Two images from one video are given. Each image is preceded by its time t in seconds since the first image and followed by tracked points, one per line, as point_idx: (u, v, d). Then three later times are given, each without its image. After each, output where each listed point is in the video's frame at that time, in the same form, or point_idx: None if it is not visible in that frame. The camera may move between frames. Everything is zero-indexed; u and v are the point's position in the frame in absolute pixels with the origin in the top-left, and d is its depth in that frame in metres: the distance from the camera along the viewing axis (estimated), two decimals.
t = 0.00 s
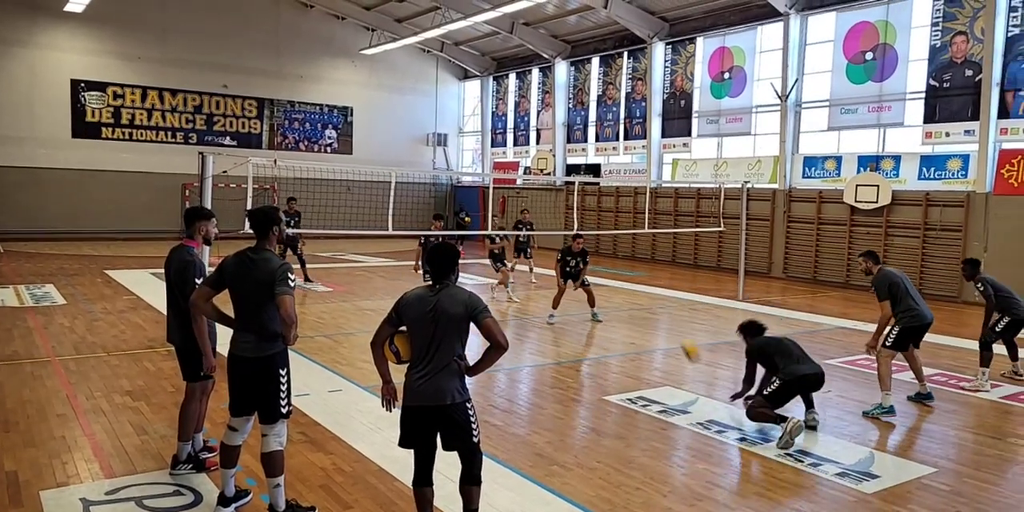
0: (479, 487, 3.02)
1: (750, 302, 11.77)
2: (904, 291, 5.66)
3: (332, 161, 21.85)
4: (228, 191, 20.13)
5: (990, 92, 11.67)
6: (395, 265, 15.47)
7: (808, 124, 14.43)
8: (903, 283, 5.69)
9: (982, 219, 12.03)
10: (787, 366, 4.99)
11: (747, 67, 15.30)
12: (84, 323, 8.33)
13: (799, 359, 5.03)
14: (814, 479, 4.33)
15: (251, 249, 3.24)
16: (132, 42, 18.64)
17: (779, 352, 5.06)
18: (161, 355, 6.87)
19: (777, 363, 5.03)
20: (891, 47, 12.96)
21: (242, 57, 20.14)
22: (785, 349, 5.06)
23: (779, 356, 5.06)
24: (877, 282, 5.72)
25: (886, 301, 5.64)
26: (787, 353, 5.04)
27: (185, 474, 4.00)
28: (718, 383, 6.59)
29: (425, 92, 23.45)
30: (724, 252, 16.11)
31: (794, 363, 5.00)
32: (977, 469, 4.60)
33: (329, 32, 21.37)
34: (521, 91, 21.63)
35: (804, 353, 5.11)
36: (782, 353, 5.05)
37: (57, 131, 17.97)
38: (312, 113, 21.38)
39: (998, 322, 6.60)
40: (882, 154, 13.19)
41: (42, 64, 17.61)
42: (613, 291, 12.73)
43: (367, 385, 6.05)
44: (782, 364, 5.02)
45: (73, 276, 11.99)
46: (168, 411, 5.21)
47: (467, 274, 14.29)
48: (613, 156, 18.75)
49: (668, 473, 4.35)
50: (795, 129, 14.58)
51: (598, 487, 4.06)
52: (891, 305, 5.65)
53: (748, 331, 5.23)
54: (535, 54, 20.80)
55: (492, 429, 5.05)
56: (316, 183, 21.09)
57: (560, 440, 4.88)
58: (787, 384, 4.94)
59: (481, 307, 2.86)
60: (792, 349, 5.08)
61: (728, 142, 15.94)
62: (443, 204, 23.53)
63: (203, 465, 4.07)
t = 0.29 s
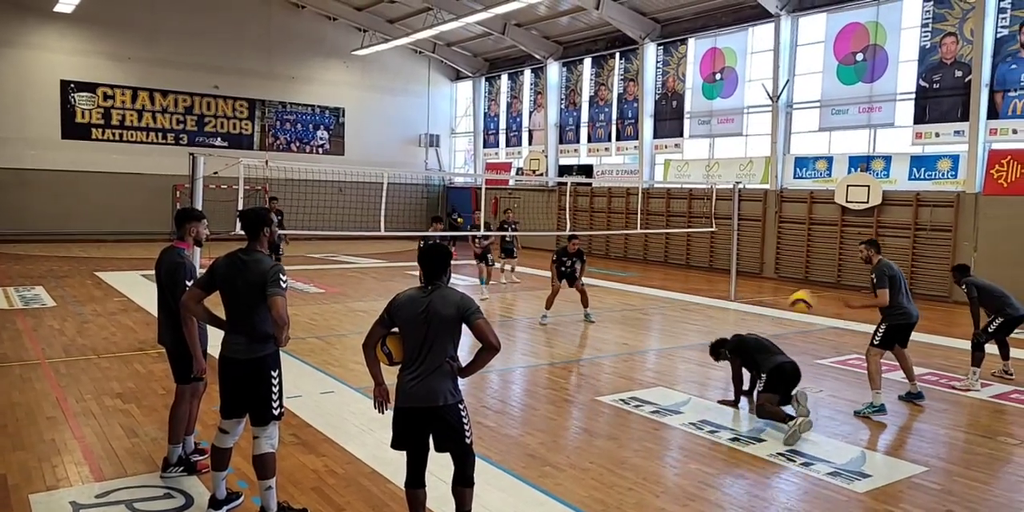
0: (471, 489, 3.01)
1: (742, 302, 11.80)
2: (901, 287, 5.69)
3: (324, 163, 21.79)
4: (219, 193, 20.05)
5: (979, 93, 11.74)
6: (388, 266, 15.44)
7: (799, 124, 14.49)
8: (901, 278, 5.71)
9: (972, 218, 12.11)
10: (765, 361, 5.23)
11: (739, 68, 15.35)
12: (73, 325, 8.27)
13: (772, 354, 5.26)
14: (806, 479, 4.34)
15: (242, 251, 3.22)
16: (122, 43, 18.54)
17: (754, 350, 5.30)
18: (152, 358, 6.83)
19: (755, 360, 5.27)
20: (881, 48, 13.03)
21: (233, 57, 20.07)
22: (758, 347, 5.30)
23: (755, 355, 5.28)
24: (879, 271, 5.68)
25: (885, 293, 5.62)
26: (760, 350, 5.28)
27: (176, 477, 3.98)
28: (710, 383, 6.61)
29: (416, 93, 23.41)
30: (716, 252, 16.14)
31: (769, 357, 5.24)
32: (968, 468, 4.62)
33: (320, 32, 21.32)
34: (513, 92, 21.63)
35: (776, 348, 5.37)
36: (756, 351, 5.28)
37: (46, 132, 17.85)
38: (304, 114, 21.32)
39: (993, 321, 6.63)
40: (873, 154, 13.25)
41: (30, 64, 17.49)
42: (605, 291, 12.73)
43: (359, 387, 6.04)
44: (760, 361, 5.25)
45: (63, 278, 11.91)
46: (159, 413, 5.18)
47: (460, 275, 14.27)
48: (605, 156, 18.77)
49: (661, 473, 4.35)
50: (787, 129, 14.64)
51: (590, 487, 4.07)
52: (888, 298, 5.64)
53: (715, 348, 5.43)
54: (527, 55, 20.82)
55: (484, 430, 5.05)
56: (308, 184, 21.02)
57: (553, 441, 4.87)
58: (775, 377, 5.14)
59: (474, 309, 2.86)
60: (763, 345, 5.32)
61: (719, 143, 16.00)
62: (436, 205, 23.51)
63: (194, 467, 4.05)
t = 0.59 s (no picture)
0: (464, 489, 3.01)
1: (735, 303, 11.84)
2: (899, 289, 5.69)
3: (318, 163, 21.75)
4: (212, 193, 20.00)
5: (971, 94, 11.79)
6: (382, 267, 15.42)
7: (793, 126, 14.54)
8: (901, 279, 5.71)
9: (964, 219, 12.15)
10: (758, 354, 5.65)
11: (733, 69, 15.38)
12: (65, 326, 8.22)
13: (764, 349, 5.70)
14: (799, 479, 4.35)
15: (234, 251, 3.20)
16: (114, 43, 18.47)
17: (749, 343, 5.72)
18: (144, 359, 6.80)
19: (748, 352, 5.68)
20: (874, 49, 13.09)
21: (227, 57, 20.02)
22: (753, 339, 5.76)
23: (748, 347, 5.74)
24: (879, 269, 5.69)
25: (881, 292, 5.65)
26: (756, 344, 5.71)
27: (168, 478, 3.97)
28: (703, 383, 6.62)
29: (411, 94, 23.39)
30: (710, 252, 16.17)
31: (762, 352, 5.67)
32: (959, 469, 4.65)
33: (314, 33, 21.28)
34: (507, 93, 21.63)
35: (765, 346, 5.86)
36: (751, 344, 5.70)
37: (38, 132, 17.76)
38: (298, 114, 21.27)
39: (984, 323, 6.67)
40: (866, 156, 13.32)
41: (22, 64, 17.39)
42: (599, 292, 12.75)
43: (352, 388, 6.03)
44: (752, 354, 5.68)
45: (55, 279, 11.85)
46: (151, 414, 5.16)
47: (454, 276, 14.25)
48: (599, 157, 18.79)
49: (654, 474, 4.36)
50: (780, 130, 14.69)
51: (584, 488, 4.07)
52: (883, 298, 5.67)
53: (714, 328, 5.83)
54: (522, 56, 20.85)
55: (478, 431, 5.04)
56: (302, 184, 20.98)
57: (547, 441, 4.88)
58: (763, 372, 5.59)
59: (467, 309, 2.86)
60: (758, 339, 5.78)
61: (713, 144, 16.04)
62: (430, 205, 23.49)
63: (187, 469, 4.04)
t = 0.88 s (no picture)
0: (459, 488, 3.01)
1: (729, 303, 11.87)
2: (907, 286, 5.78)
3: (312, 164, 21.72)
4: (206, 194, 19.95)
5: (965, 95, 11.85)
6: (377, 268, 15.41)
7: (788, 126, 14.58)
8: (910, 277, 5.81)
9: (957, 219, 12.20)
10: (752, 348, 5.81)
11: (727, 70, 15.43)
12: (59, 328, 8.19)
13: (758, 342, 5.85)
14: (793, 479, 4.37)
15: (232, 252, 3.21)
16: (108, 43, 18.41)
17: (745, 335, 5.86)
18: (138, 360, 6.78)
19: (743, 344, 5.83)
20: (868, 51, 13.15)
21: (222, 58, 19.99)
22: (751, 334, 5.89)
23: (744, 341, 5.88)
24: (885, 266, 5.85)
25: (884, 288, 5.79)
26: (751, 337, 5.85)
27: (161, 479, 3.95)
28: (697, 384, 6.64)
29: (405, 95, 23.38)
30: (705, 252, 16.20)
31: (756, 346, 5.82)
32: (952, 468, 4.67)
33: (309, 33, 21.25)
34: (502, 94, 21.64)
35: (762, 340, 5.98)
36: (746, 337, 5.85)
37: (31, 133, 17.70)
38: (292, 115, 21.24)
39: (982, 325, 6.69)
40: (860, 156, 13.35)
41: (15, 64, 17.33)
42: (593, 293, 12.77)
43: (347, 389, 6.02)
44: (746, 347, 5.83)
45: (47, 280, 11.79)
46: (145, 416, 5.14)
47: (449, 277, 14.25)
48: (594, 158, 18.82)
49: (649, 474, 4.37)
50: (774, 131, 14.74)
51: (578, 489, 4.08)
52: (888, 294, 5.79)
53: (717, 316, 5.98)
54: (517, 56, 20.87)
55: (473, 432, 5.05)
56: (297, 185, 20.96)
57: (542, 442, 4.89)
58: (754, 365, 5.74)
59: (465, 308, 2.86)
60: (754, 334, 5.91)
61: (708, 145, 16.08)
62: (425, 206, 23.49)
63: (179, 470, 4.03)
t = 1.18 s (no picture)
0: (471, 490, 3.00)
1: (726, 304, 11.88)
2: (911, 278, 6.06)
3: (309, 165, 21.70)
4: (203, 194, 19.92)
5: (961, 96, 11.88)
6: (373, 268, 15.40)
7: (784, 127, 14.61)
8: (915, 269, 6.08)
9: (954, 220, 12.22)
10: (747, 348, 5.82)
11: (724, 70, 15.44)
12: (54, 328, 8.17)
13: (755, 343, 5.84)
14: (790, 479, 4.38)
15: (236, 252, 3.21)
16: (104, 43, 18.37)
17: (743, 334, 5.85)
18: (134, 361, 6.76)
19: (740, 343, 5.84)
20: (865, 52, 13.18)
21: (219, 58, 19.96)
22: (750, 333, 5.87)
23: (741, 340, 5.88)
24: (886, 259, 6.20)
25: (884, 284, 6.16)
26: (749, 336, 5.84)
27: (157, 479, 3.95)
28: (694, 384, 6.65)
29: (402, 95, 23.37)
30: (702, 253, 16.22)
31: (751, 347, 5.83)
32: (949, 468, 4.68)
33: (305, 33, 21.23)
34: (499, 94, 21.65)
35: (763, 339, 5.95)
36: (744, 337, 5.84)
37: (27, 133, 17.66)
38: (289, 115, 21.21)
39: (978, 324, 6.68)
40: (856, 157, 13.38)
41: (11, 64, 17.29)
42: (590, 293, 12.78)
43: (344, 389, 6.01)
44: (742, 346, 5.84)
45: (43, 281, 11.76)
46: (141, 417, 5.13)
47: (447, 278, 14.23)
48: (591, 158, 18.83)
49: (645, 475, 4.37)
50: (771, 131, 14.77)
51: (575, 489, 4.08)
52: (890, 286, 6.12)
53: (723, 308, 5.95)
54: (514, 57, 20.88)
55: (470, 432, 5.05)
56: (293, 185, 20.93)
57: (539, 442, 4.89)
58: (747, 366, 5.78)
59: (469, 306, 2.85)
60: (754, 333, 5.88)
61: (705, 145, 16.10)
62: (422, 206, 23.49)
63: (177, 471, 4.02)
